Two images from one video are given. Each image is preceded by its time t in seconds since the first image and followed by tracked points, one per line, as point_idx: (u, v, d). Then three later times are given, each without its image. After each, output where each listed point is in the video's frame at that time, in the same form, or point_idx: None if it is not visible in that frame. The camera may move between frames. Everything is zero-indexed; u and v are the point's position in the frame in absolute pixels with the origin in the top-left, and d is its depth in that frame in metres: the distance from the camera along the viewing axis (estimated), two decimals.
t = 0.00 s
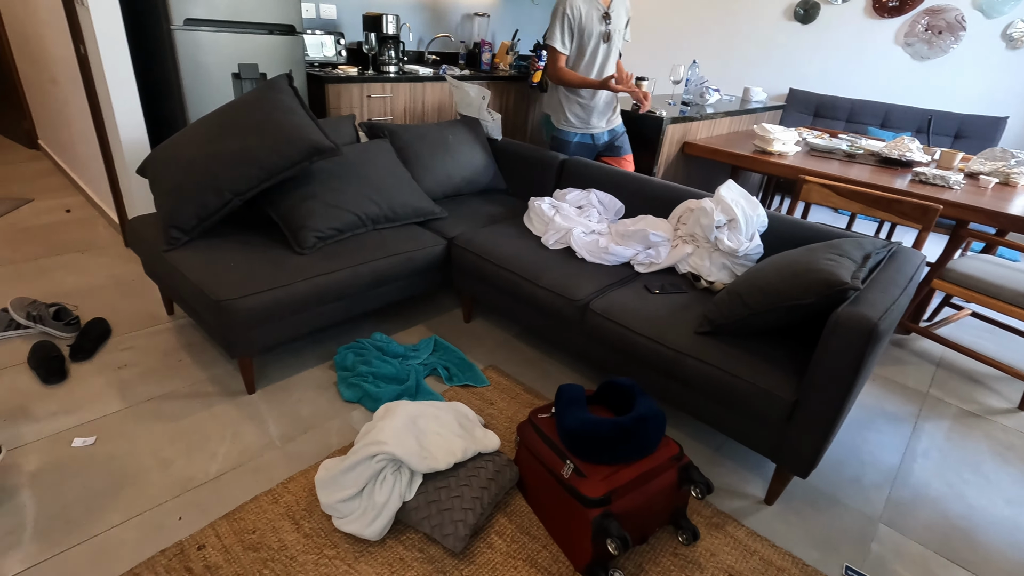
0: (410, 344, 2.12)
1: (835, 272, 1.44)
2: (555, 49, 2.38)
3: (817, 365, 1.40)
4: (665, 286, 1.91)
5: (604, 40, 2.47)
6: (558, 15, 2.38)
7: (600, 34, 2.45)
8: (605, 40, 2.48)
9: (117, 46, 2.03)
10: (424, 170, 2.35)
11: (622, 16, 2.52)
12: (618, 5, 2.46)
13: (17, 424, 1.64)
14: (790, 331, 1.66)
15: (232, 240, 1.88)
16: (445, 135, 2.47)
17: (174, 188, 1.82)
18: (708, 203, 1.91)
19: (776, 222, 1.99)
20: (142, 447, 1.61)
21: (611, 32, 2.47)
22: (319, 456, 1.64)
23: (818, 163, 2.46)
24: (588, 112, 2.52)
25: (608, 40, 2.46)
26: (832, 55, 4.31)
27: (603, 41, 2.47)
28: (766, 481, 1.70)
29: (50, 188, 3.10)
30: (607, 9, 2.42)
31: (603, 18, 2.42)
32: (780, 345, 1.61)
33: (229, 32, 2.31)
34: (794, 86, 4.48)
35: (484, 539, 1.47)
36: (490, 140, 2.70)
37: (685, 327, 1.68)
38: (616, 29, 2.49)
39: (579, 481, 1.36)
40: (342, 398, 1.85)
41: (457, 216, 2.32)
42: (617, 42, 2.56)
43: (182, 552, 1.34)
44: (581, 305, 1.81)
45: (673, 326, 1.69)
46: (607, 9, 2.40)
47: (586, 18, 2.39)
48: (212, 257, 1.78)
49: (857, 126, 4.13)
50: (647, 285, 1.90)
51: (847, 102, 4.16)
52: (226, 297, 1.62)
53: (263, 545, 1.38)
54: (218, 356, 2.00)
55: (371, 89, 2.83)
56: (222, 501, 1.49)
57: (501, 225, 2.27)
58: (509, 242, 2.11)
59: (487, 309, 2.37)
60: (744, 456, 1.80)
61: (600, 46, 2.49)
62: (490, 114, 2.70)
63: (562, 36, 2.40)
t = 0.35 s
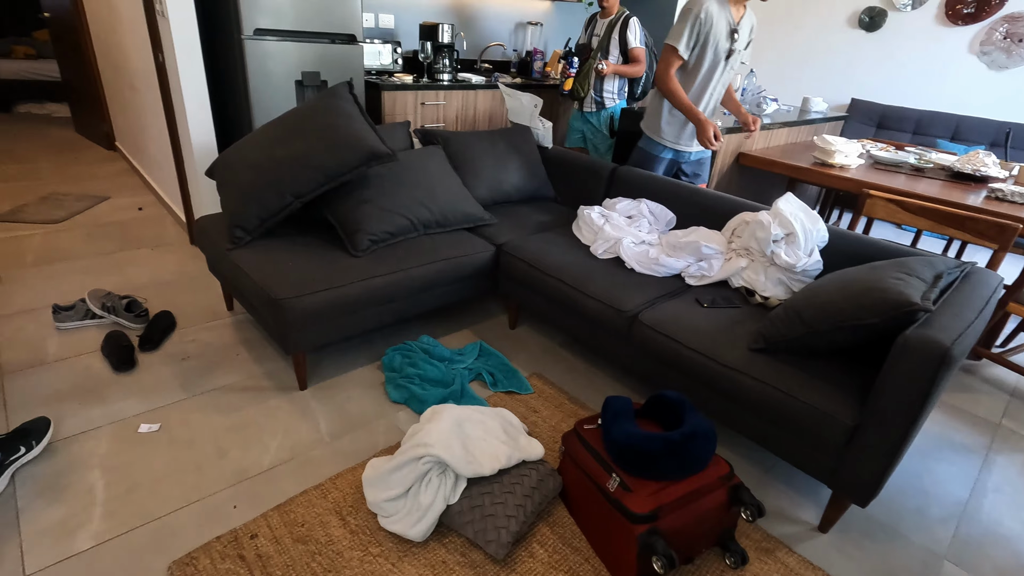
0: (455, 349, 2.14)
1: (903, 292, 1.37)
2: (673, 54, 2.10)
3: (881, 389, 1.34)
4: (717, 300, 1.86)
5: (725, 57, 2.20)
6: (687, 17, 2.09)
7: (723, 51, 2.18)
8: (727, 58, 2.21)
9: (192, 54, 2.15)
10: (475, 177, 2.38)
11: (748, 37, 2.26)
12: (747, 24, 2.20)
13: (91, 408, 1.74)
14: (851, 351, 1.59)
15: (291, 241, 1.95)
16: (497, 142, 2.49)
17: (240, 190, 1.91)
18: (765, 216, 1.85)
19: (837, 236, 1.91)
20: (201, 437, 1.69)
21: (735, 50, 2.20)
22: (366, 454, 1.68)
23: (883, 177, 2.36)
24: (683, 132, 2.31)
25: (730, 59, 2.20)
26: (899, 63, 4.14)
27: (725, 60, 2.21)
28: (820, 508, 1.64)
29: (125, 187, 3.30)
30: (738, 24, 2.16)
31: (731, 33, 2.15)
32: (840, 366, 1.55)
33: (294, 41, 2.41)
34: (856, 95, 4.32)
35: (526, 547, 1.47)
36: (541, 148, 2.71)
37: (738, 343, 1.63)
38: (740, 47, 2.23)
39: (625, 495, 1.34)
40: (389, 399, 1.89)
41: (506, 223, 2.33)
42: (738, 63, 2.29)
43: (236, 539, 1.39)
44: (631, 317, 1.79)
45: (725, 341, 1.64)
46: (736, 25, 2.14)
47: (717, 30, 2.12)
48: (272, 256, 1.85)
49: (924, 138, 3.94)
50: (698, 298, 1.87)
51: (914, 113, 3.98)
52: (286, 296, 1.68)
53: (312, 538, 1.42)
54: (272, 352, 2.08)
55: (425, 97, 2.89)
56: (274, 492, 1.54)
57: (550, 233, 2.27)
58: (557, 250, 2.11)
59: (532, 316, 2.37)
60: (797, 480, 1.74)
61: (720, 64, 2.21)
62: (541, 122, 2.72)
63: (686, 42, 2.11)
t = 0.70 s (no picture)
0: (501, 368, 2.15)
1: (978, 329, 1.30)
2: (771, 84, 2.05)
3: (953, 431, 1.26)
4: (772, 329, 1.81)
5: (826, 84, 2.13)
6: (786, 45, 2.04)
7: (824, 77, 2.11)
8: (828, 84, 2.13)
9: (263, 79, 2.29)
10: (525, 197, 2.41)
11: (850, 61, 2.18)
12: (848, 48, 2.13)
13: (157, 411, 1.84)
14: (919, 389, 1.51)
15: (348, 257, 2.03)
16: (548, 164, 2.52)
17: (302, 207, 2.00)
18: (825, 244, 1.79)
19: (903, 266, 1.83)
20: (257, 444, 1.75)
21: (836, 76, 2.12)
22: (412, 470, 1.70)
23: (953, 205, 2.25)
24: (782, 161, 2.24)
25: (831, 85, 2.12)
26: (967, 87, 3.98)
27: (825, 86, 2.13)
28: (883, 555, 1.54)
29: (195, 202, 3.51)
30: (839, 49, 2.09)
31: (832, 58, 2.08)
32: (907, 404, 1.47)
33: (355, 67, 2.51)
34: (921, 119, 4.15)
35: (570, 575, 1.45)
36: (592, 170, 2.73)
37: (795, 374, 1.58)
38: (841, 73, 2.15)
39: (675, 527, 1.31)
40: (436, 415, 1.92)
41: (555, 244, 2.34)
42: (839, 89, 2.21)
43: (286, 547, 1.43)
44: (682, 343, 1.76)
45: (781, 372, 1.59)
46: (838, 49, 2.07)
47: (820, 56, 2.05)
48: (329, 272, 1.92)
49: (997, 164, 3.73)
50: (752, 326, 1.82)
51: (986, 138, 3.78)
52: (342, 311, 1.74)
53: (359, 551, 1.44)
54: (325, 364, 2.14)
55: (478, 118, 2.97)
56: (323, 503, 1.58)
57: (599, 255, 2.27)
58: (607, 273, 2.10)
59: (579, 338, 2.36)
60: (857, 522, 1.65)
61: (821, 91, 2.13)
62: (592, 144, 2.74)
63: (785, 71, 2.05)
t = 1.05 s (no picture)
0: (547, 391, 2.15)
1: None
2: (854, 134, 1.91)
3: None
4: (832, 363, 1.74)
5: (926, 119, 1.93)
6: (867, 89, 1.90)
7: (921, 113, 1.92)
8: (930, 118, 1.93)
9: (329, 105, 2.40)
10: (575, 221, 2.42)
11: (960, 88, 1.96)
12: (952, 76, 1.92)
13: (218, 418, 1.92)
14: (995, 434, 1.42)
15: (401, 276, 2.08)
16: (599, 188, 2.53)
17: (360, 226, 2.08)
18: (891, 276, 1.72)
19: (977, 301, 1.73)
20: (309, 455, 1.80)
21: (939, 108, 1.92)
22: (457, 490, 1.71)
23: None
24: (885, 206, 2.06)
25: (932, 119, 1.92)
26: None
27: (927, 120, 1.93)
28: None
29: (257, 218, 3.69)
30: (939, 80, 1.90)
31: (930, 91, 1.89)
32: (982, 449, 1.38)
33: (412, 92, 2.59)
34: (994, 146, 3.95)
35: None
36: (643, 194, 2.73)
37: (857, 412, 1.51)
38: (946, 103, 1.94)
39: (727, 566, 1.27)
40: (481, 436, 1.93)
41: (604, 269, 2.34)
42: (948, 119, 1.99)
43: (334, 559, 1.46)
44: (735, 375, 1.71)
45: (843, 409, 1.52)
46: (937, 81, 1.88)
47: (911, 93, 1.88)
48: (384, 290, 1.98)
49: None
50: (811, 360, 1.75)
51: None
52: (395, 328, 1.79)
53: (404, 569, 1.45)
54: (375, 379, 2.20)
55: (530, 142, 3.02)
56: (370, 518, 1.61)
57: (650, 281, 2.24)
58: (657, 299, 2.08)
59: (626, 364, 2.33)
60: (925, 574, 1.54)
61: (920, 128, 1.94)
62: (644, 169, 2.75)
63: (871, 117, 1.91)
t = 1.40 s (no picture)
0: (596, 422, 2.12)
1: None
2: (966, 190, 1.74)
3: None
4: (903, 407, 1.64)
5: None
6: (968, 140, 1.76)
7: None
8: None
9: (390, 135, 2.51)
10: (628, 250, 2.40)
11: None
12: None
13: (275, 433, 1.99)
14: None
15: (454, 302, 2.12)
16: (652, 217, 2.51)
17: (417, 252, 2.14)
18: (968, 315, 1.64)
19: None
20: (359, 475, 1.84)
21: None
22: (504, 518, 1.70)
23: None
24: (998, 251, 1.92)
25: None
26: None
27: None
28: None
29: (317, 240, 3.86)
30: None
31: None
32: None
33: (469, 122, 2.67)
34: None
35: None
36: (697, 225, 2.69)
37: (931, 462, 1.42)
38: None
39: None
40: (528, 465, 1.91)
41: (656, 299, 2.31)
42: None
43: None
44: (795, 415, 1.64)
45: (916, 458, 1.43)
46: None
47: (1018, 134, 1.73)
48: (437, 314, 2.02)
49: None
50: (879, 403, 1.66)
51: None
52: (447, 353, 1.81)
53: None
54: (425, 402, 2.23)
55: (582, 171, 3.06)
56: (417, 542, 1.61)
57: (704, 313, 2.20)
58: (712, 332, 2.03)
59: (677, 398, 2.27)
60: None
61: None
62: (699, 199, 2.69)
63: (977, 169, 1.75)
